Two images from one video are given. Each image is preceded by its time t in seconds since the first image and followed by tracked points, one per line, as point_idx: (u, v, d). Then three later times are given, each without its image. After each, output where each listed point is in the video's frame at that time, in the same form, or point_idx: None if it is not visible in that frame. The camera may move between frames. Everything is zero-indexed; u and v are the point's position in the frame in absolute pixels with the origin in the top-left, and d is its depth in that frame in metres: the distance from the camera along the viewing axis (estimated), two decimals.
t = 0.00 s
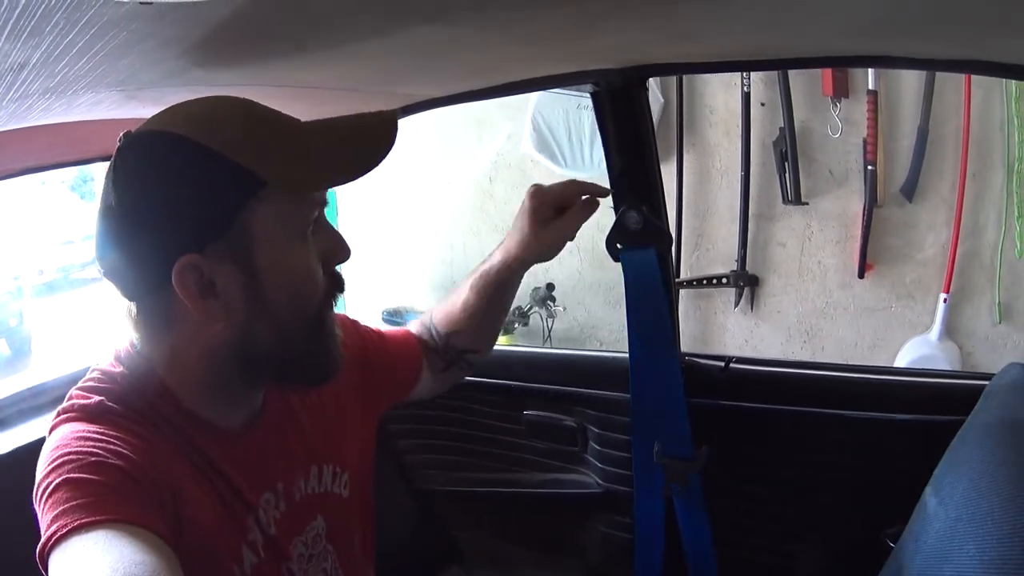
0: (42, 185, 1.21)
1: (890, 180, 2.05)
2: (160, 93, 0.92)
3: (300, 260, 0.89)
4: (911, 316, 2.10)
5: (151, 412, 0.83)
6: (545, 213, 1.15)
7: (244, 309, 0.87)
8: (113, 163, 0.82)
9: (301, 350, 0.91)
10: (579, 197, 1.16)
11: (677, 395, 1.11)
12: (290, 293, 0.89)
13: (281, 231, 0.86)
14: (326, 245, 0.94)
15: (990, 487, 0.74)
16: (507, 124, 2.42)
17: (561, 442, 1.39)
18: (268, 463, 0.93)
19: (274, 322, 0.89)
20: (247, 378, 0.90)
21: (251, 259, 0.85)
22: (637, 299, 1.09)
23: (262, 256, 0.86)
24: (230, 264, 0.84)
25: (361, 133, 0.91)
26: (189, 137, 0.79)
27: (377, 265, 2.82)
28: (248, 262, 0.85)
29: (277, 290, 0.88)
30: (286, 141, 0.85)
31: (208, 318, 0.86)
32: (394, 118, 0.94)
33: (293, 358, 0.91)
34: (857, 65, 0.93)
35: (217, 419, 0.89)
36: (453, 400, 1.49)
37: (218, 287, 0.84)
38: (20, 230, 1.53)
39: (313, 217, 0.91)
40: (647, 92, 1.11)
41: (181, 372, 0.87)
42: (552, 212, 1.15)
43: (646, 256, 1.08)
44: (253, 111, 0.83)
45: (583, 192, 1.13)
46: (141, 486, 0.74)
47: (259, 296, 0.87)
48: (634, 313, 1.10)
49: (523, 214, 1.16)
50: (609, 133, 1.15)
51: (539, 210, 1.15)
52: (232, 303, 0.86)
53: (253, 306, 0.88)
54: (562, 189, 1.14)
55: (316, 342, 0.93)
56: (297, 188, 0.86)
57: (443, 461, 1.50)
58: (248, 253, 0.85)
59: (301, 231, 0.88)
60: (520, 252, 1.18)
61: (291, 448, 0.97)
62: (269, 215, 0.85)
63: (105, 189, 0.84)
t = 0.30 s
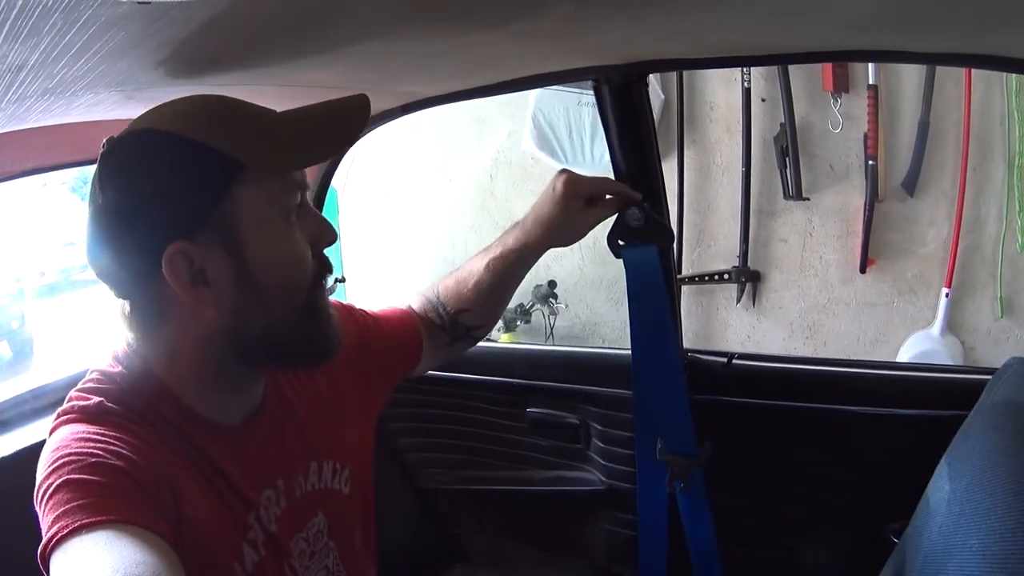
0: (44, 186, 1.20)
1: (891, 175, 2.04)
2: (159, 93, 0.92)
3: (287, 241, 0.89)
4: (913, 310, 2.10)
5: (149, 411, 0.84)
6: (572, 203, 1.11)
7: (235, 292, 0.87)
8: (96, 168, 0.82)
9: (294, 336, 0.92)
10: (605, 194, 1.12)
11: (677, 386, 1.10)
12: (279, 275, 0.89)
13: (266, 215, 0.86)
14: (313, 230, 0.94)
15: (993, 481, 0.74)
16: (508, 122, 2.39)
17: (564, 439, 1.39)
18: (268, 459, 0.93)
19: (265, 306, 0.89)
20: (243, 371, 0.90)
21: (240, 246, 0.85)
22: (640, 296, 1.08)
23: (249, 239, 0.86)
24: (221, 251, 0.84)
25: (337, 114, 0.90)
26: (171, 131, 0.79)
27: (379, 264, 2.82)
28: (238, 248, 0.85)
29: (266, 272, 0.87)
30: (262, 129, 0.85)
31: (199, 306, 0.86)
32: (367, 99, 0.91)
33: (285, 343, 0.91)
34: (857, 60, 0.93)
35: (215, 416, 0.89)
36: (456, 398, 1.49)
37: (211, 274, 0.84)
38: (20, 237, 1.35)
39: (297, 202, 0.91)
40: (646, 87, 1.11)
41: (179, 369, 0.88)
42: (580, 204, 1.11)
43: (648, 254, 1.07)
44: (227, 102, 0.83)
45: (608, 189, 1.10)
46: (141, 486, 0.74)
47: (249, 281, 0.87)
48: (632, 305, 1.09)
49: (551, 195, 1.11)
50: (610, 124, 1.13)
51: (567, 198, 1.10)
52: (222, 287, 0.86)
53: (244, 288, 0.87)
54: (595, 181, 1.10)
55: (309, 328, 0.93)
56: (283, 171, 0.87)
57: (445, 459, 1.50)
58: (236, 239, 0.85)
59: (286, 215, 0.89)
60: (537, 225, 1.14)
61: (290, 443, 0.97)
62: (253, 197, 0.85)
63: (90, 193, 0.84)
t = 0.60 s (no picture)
0: (45, 190, 1.20)
1: (892, 171, 2.04)
2: (158, 95, 0.92)
3: (279, 243, 0.89)
4: (915, 307, 2.09)
5: (149, 414, 0.84)
6: (571, 202, 1.10)
7: (226, 294, 0.87)
8: (93, 169, 0.83)
9: (289, 337, 0.91)
10: (605, 193, 1.11)
11: (680, 383, 1.10)
12: (272, 277, 0.89)
13: (259, 216, 0.86)
14: (308, 231, 0.94)
15: (995, 477, 0.74)
16: (508, 120, 2.37)
17: (567, 438, 1.39)
18: (268, 460, 0.93)
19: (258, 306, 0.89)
20: (240, 373, 0.91)
21: (232, 248, 0.85)
22: (642, 294, 1.08)
23: (241, 241, 0.86)
24: (212, 253, 0.84)
25: (330, 116, 0.90)
26: (162, 132, 0.79)
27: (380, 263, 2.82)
28: (230, 250, 0.85)
29: (259, 274, 0.88)
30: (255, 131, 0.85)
31: (194, 307, 0.87)
32: (362, 101, 0.92)
33: (280, 345, 0.91)
34: (856, 56, 0.93)
35: (215, 417, 0.89)
36: (457, 398, 1.49)
37: (201, 276, 0.85)
38: (22, 241, 1.34)
39: (291, 206, 0.91)
40: (646, 85, 1.11)
41: (178, 371, 0.88)
42: (581, 203, 1.10)
43: (648, 251, 1.07)
44: (221, 105, 0.84)
45: (609, 188, 1.09)
46: (141, 489, 0.74)
47: (242, 283, 0.87)
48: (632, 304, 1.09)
49: (550, 194, 1.11)
50: (609, 123, 1.13)
51: (567, 197, 1.09)
52: (214, 288, 0.86)
53: (235, 291, 0.87)
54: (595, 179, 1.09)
55: (305, 327, 0.93)
56: (277, 173, 0.87)
57: (447, 458, 1.51)
58: (229, 241, 0.85)
59: (280, 216, 0.89)
60: (536, 223, 1.13)
61: (290, 444, 0.98)
62: (246, 200, 0.85)
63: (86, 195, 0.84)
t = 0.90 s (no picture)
0: (46, 191, 1.21)
1: (893, 169, 2.04)
2: (157, 96, 0.92)
3: (276, 243, 0.88)
4: (917, 305, 2.09)
5: (149, 415, 0.84)
6: (555, 195, 1.10)
7: (224, 294, 0.87)
8: (90, 171, 0.83)
9: (286, 337, 0.91)
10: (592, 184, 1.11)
11: (681, 382, 1.10)
12: (270, 276, 0.88)
13: (256, 215, 0.86)
14: (307, 230, 0.94)
15: (997, 476, 0.74)
16: (508, 121, 2.37)
17: (569, 437, 1.39)
18: (268, 459, 0.93)
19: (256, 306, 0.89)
20: (239, 374, 0.91)
21: (228, 247, 0.85)
22: (642, 293, 1.09)
23: (238, 241, 0.85)
24: (208, 252, 0.84)
25: (324, 110, 0.89)
26: (157, 135, 0.79)
27: (381, 263, 2.82)
28: (226, 249, 0.85)
29: (256, 274, 0.87)
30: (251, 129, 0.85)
31: (191, 309, 0.87)
32: (355, 95, 0.90)
33: (278, 345, 0.91)
34: (856, 55, 0.93)
35: (214, 418, 0.89)
36: (457, 398, 1.50)
37: (198, 276, 0.85)
38: (22, 242, 1.34)
39: (289, 204, 0.91)
40: (645, 85, 1.11)
41: (177, 372, 0.88)
42: (564, 195, 1.10)
43: (650, 250, 1.07)
44: (216, 104, 0.84)
45: (596, 179, 1.09)
46: (142, 490, 0.75)
47: (239, 283, 0.87)
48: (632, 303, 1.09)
49: (532, 191, 1.11)
50: (609, 122, 1.13)
51: (548, 192, 1.10)
52: (212, 289, 0.86)
53: (233, 291, 0.87)
54: (577, 170, 1.09)
55: (302, 326, 0.93)
56: (273, 171, 0.87)
57: (448, 458, 1.51)
58: (225, 241, 0.85)
59: (277, 215, 0.89)
60: (522, 221, 1.14)
61: (290, 444, 0.98)
62: (241, 198, 0.85)
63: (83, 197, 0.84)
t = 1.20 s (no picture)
0: (46, 193, 1.21)
1: (893, 168, 2.04)
2: (158, 97, 0.92)
3: (275, 242, 0.88)
4: (917, 304, 2.09)
5: (149, 416, 0.84)
6: (574, 198, 1.10)
7: (223, 296, 0.87)
8: (88, 172, 0.83)
9: (286, 336, 0.91)
10: (610, 195, 1.11)
11: (680, 380, 1.10)
12: (269, 276, 0.88)
13: (255, 215, 0.86)
14: (305, 231, 0.94)
15: (998, 475, 0.74)
16: (508, 121, 2.36)
17: (570, 437, 1.39)
18: (269, 459, 0.93)
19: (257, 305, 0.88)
20: (240, 374, 0.91)
21: (227, 247, 0.85)
22: (643, 293, 1.08)
23: (236, 242, 0.85)
24: (207, 252, 0.84)
25: (322, 108, 0.90)
26: (156, 136, 0.79)
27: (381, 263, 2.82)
28: (224, 250, 0.85)
29: (255, 274, 0.87)
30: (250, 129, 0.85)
31: (190, 309, 0.86)
32: (352, 93, 0.91)
33: (277, 344, 0.90)
34: (856, 53, 0.93)
35: (215, 419, 0.89)
36: (458, 397, 1.50)
37: (197, 276, 0.84)
38: (21, 243, 1.34)
39: (287, 203, 0.91)
40: (646, 84, 1.11)
41: (178, 373, 0.88)
42: (583, 200, 1.10)
43: (652, 251, 1.07)
44: (216, 105, 0.84)
45: (613, 186, 1.09)
46: (143, 491, 0.74)
47: (238, 283, 0.87)
48: (635, 302, 1.09)
49: (556, 186, 1.11)
50: (610, 121, 1.13)
51: (571, 191, 1.09)
52: (211, 291, 0.86)
53: (232, 292, 0.87)
54: (605, 178, 1.09)
55: (303, 325, 0.93)
56: (272, 169, 0.87)
57: (451, 458, 1.51)
58: (224, 241, 0.85)
59: (276, 215, 0.88)
60: (538, 213, 1.13)
61: (291, 443, 0.98)
62: (239, 198, 0.84)
63: (81, 199, 0.85)
